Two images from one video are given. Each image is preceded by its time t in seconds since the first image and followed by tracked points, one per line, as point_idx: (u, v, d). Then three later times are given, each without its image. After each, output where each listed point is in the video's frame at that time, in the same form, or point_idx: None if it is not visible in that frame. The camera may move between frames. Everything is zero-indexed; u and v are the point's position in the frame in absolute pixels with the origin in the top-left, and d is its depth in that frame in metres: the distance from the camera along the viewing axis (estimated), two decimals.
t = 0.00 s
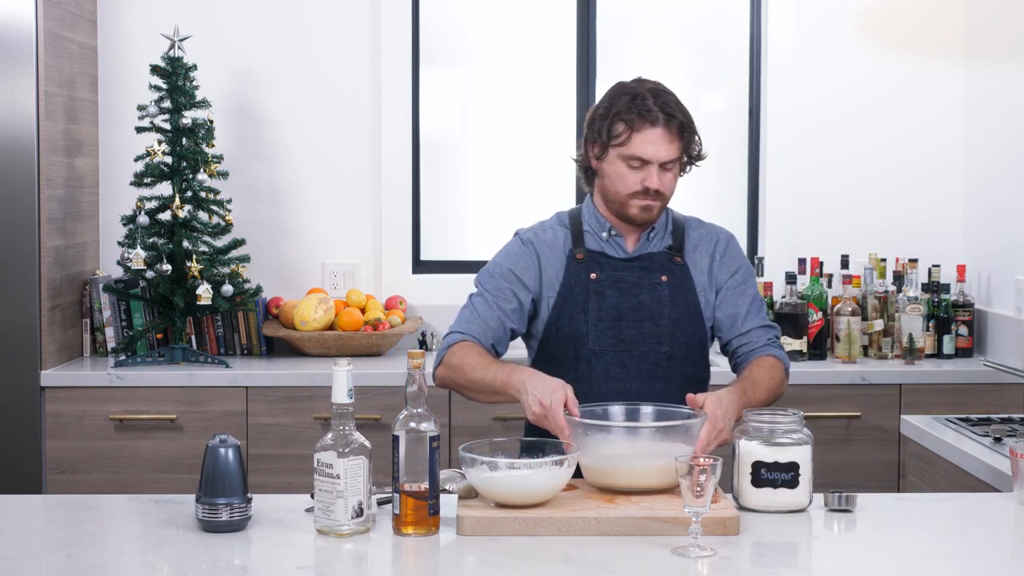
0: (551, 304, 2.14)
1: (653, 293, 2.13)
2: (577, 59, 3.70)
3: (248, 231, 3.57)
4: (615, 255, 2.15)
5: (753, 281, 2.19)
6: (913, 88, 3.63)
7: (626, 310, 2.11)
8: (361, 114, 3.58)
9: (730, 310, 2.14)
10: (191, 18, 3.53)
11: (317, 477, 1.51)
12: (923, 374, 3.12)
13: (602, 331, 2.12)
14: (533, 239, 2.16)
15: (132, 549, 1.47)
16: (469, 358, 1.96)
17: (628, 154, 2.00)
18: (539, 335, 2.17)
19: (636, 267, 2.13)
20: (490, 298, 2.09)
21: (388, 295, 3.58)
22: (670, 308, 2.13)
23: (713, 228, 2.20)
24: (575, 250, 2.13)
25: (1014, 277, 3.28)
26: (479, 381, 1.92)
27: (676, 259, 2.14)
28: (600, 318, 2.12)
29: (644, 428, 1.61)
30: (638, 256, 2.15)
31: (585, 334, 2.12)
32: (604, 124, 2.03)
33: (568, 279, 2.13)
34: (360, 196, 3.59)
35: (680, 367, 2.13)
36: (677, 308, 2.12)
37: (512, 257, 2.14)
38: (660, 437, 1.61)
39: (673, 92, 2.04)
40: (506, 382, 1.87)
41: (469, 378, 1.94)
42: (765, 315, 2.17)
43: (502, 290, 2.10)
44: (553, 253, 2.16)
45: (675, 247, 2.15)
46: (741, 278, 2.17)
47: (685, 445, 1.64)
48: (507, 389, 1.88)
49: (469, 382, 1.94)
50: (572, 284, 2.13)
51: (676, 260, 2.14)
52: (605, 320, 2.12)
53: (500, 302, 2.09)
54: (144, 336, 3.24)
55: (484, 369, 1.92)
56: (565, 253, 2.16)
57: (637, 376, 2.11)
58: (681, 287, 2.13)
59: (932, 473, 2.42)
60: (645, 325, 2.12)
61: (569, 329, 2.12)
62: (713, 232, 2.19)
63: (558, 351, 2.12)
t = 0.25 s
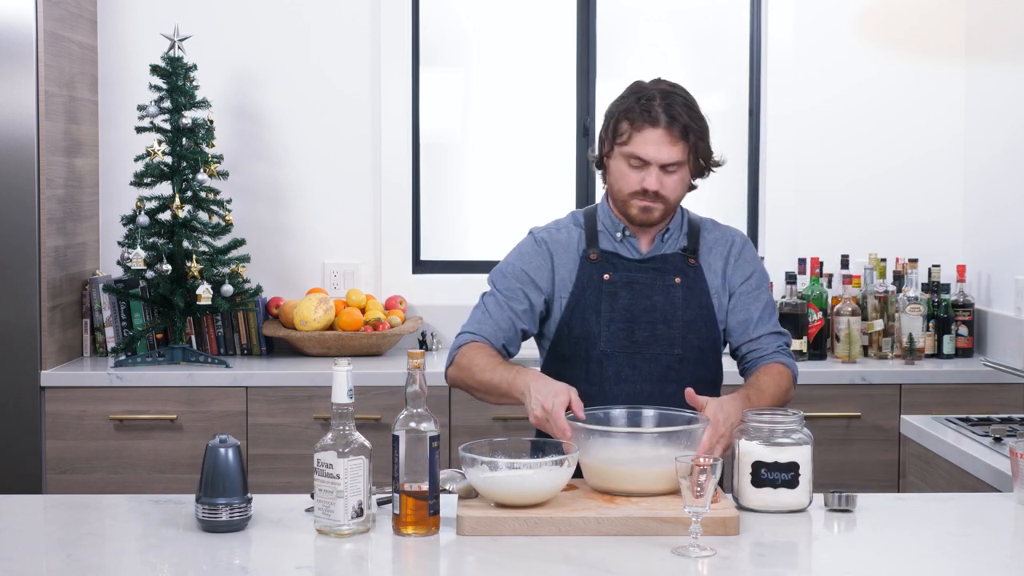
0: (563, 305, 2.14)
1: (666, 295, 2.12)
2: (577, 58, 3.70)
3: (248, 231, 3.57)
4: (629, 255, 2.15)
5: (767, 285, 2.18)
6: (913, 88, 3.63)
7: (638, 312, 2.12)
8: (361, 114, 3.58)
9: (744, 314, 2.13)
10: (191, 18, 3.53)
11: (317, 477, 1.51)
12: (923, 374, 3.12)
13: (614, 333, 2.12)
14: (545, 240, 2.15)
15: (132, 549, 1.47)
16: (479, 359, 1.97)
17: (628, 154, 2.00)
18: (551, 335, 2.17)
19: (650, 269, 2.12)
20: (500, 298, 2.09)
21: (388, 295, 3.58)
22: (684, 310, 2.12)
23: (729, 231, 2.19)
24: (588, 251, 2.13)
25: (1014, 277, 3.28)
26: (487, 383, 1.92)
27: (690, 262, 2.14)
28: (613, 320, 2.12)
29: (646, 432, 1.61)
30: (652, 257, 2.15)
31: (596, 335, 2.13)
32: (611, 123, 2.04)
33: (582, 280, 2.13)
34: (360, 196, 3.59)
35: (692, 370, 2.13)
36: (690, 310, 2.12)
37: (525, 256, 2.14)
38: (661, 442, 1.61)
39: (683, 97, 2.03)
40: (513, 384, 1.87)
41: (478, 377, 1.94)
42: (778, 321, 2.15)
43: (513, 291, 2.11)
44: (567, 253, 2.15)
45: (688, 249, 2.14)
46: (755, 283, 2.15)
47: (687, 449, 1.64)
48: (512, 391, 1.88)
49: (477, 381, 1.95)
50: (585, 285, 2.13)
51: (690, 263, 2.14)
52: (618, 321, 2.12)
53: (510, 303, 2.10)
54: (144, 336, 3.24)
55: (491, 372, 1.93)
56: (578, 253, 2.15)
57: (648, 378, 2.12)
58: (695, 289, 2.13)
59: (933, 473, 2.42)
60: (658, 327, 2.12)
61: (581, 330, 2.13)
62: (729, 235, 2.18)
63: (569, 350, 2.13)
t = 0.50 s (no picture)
0: (569, 307, 2.15)
1: (672, 299, 2.09)
2: (576, 58, 3.70)
3: (248, 231, 3.57)
4: (636, 258, 2.14)
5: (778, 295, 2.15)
6: (913, 88, 3.63)
7: (643, 315, 2.09)
8: (361, 114, 3.58)
9: (755, 326, 2.12)
10: (191, 18, 3.53)
11: (317, 477, 1.51)
12: (923, 374, 3.12)
13: (617, 335, 2.10)
14: (552, 243, 2.17)
15: (133, 549, 1.47)
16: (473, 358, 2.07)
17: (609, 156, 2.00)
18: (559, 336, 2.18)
19: (656, 272, 2.10)
20: (502, 304, 2.17)
21: (389, 295, 3.59)
22: (690, 316, 2.09)
23: (743, 238, 2.16)
24: (597, 252, 2.13)
25: (1013, 277, 3.28)
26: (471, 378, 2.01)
27: (700, 266, 2.11)
28: (617, 322, 2.10)
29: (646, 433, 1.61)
30: (659, 260, 2.14)
31: (600, 337, 2.11)
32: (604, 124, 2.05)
33: (590, 282, 2.12)
34: (360, 196, 3.59)
35: (695, 376, 2.09)
36: (695, 315, 2.09)
37: (527, 261, 2.17)
38: (661, 442, 1.61)
39: (670, 99, 2.00)
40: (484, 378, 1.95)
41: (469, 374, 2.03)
42: (787, 332, 2.14)
43: (514, 296, 2.17)
44: (572, 256, 2.15)
45: (699, 253, 2.11)
46: (766, 293, 2.13)
47: (687, 448, 1.64)
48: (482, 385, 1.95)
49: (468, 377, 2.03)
50: (591, 287, 2.12)
51: (700, 268, 2.10)
52: (623, 323, 2.10)
53: (511, 308, 2.16)
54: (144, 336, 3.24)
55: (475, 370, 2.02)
56: (586, 256, 2.15)
57: (650, 382, 2.09)
58: (702, 295, 2.10)
59: (933, 473, 2.42)
60: (662, 331, 2.09)
61: (586, 331, 2.11)
62: (742, 243, 2.15)
63: (574, 350, 2.12)
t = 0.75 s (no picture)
0: (545, 310, 2.13)
1: (651, 299, 2.10)
2: (576, 57, 3.70)
3: (248, 231, 3.57)
4: (614, 260, 2.13)
5: (756, 295, 2.14)
6: (912, 88, 3.63)
7: (623, 317, 2.09)
8: (361, 114, 3.58)
9: (731, 326, 2.11)
10: (191, 18, 3.53)
11: (317, 477, 1.51)
12: (923, 374, 3.12)
13: (598, 337, 2.10)
14: (527, 246, 2.15)
15: (133, 549, 1.47)
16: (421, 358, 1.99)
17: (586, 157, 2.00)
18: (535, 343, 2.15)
19: (635, 273, 2.10)
20: (466, 295, 2.11)
21: (388, 295, 3.58)
22: (670, 315, 2.09)
23: (719, 237, 2.16)
24: (575, 256, 2.12)
25: (1014, 277, 3.28)
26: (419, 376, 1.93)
27: (677, 266, 2.11)
28: (597, 324, 2.10)
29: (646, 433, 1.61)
30: (636, 262, 2.12)
31: (580, 340, 2.10)
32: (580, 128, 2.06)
33: (568, 285, 2.11)
34: (360, 196, 3.59)
35: (676, 376, 2.10)
36: (675, 315, 2.09)
37: (501, 260, 2.14)
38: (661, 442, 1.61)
39: (647, 100, 2.01)
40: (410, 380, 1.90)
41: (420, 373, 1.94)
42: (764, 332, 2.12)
43: (480, 289, 2.12)
44: (549, 259, 2.14)
45: (676, 253, 2.12)
46: (742, 293, 2.12)
47: (687, 449, 1.64)
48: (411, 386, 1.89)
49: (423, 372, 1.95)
50: (570, 290, 2.11)
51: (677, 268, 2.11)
52: (601, 325, 2.10)
53: (475, 301, 2.11)
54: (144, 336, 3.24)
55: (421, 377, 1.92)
56: (563, 259, 2.14)
57: (632, 383, 2.09)
58: (681, 295, 2.10)
59: (933, 473, 2.42)
60: (642, 331, 2.09)
61: (566, 334, 2.10)
62: (719, 242, 2.15)
63: (554, 353, 2.11)
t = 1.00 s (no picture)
0: (499, 312, 2.11)
1: (604, 296, 2.10)
2: (577, 56, 3.70)
3: (248, 232, 3.57)
4: (564, 259, 2.12)
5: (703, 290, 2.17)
6: (912, 88, 3.63)
7: (577, 314, 2.09)
8: (361, 114, 3.58)
9: (682, 322, 2.13)
10: (191, 18, 3.53)
11: (317, 477, 1.51)
12: (924, 374, 3.12)
13: (553, 336, 2.09)
14: (476, 247, 2.13)
15: (133, 549, 1.47)
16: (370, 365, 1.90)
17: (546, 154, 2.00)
18: (489, 346, 2.13)
19: (587, 271, 2.10)
20: (420, 297, 2.08)
21: (389, 294, 3.58)
22: (620, 312, 2.10)
23: (666, 235, 2.18)
24: (525, 256, 2.11)
25: (1014, 277, 3.28)
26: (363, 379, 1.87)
27: (628, 262, 2.12)
28: (552, 323, 2.09)
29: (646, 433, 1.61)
30: (587, 260, 2.12)
31: (535, 340, 2.09)
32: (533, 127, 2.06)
33: (519, 286, 2.10)
34: (360, 196, 3.59)
35: (632, 371, 2.10)
36: (627, 311, 2.10)
37: (453, 263, 2.12)
38: (661, 442, 1.61)
39: (605, 97, 2.04)
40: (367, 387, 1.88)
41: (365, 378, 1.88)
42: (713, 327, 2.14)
43: (434, 292, 2.09)
44: (500, 261, 2.13)
45: (625, 250, 2.13)
46: (691, 289, 2.14)
47: (688, 449, 1.64)
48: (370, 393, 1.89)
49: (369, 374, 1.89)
50: (521, 290, 2.10)
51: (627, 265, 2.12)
52: (554, 324, 2.09)
53: (430, 303, 2.08)
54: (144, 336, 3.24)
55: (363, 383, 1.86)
56: (513, 260, 2.13)
57: (589, 380, 2.08)
58: (632, 291, 2.11)
59: (933, 473, 2.42)
60: (597, 329, 2.09)
61: (521, 334, 2.09)
62: (666, 238, 2.17)
63: (511, 355, 2.10)
